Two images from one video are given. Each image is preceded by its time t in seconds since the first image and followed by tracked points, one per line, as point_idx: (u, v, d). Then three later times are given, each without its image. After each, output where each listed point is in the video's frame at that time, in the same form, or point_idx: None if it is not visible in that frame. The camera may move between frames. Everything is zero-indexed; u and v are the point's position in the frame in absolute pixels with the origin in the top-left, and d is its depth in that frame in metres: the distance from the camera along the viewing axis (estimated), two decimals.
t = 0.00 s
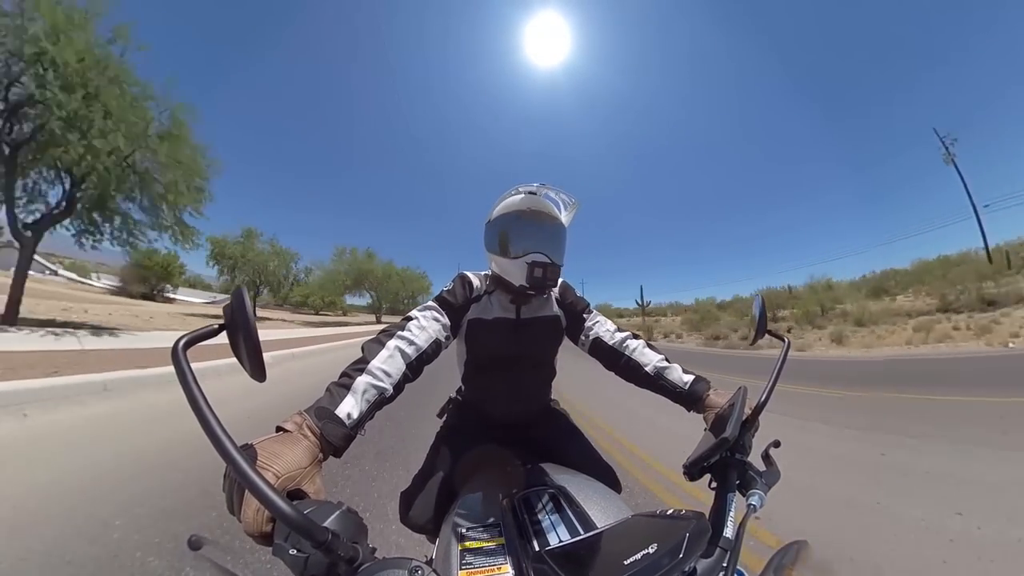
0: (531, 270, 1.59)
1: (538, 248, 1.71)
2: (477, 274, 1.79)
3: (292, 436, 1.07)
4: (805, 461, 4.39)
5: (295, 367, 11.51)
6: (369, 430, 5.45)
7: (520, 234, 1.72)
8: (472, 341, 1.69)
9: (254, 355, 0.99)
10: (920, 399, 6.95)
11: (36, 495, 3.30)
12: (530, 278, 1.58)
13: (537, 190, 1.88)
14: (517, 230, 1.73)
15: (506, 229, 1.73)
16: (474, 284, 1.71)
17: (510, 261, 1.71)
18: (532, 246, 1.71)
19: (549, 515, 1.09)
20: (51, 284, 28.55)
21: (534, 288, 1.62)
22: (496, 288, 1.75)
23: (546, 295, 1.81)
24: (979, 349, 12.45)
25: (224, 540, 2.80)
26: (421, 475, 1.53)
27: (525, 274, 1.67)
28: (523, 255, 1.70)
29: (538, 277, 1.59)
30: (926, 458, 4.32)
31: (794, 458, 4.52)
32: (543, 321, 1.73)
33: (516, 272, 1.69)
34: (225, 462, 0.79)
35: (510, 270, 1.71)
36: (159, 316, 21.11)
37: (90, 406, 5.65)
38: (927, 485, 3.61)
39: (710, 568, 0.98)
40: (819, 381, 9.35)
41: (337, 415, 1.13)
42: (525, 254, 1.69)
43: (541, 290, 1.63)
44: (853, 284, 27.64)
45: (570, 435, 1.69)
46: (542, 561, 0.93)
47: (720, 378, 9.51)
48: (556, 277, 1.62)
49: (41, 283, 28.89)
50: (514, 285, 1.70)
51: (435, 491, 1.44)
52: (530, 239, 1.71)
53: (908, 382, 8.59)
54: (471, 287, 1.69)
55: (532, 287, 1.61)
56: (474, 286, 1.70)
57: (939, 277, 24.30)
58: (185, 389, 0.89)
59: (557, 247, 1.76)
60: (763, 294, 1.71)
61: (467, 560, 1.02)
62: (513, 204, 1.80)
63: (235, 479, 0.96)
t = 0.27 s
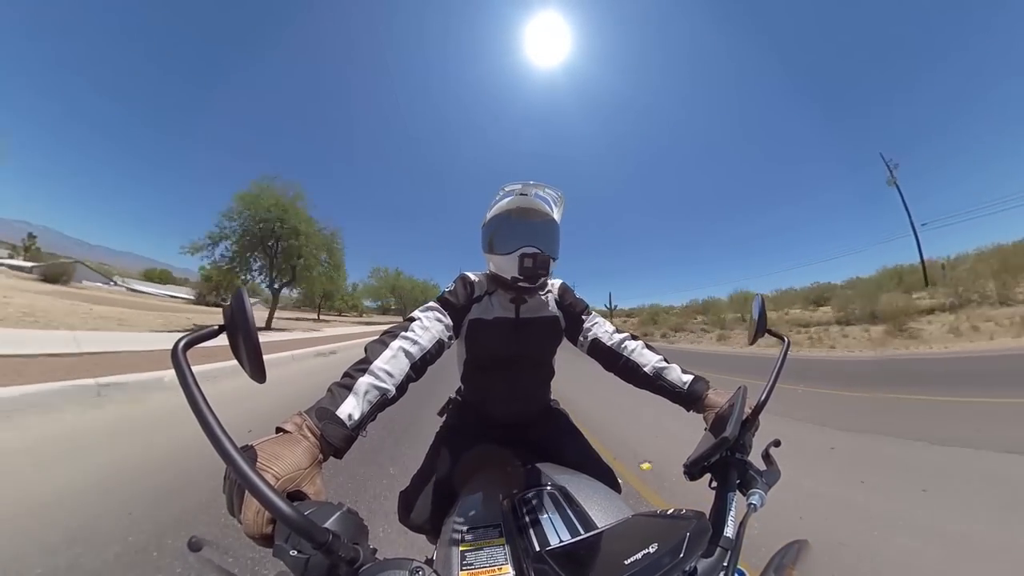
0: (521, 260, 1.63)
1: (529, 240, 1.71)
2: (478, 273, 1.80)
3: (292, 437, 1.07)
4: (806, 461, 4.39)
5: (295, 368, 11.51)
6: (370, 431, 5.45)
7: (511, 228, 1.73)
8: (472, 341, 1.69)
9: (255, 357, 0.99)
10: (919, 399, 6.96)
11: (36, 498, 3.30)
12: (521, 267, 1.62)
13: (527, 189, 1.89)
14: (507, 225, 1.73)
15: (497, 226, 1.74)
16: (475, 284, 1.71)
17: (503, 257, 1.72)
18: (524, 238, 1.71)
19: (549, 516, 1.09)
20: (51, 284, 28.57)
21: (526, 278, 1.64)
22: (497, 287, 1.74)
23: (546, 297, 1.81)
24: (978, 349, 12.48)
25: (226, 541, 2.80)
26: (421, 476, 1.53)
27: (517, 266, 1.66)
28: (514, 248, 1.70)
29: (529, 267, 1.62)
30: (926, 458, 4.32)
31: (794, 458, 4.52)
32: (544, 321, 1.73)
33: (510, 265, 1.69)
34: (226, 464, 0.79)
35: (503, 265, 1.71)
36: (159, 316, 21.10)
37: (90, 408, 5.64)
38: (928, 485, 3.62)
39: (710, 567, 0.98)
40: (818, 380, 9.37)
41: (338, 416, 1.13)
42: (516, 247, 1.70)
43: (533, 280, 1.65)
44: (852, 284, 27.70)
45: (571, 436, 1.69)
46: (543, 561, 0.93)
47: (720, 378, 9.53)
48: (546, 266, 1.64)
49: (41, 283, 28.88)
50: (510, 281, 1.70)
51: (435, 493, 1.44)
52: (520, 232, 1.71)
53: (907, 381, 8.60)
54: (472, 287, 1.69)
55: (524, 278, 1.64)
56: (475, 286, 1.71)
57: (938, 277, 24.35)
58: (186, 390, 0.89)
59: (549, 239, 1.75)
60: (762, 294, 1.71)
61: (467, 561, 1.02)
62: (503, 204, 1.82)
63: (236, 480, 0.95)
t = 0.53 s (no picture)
0: (505, 260, 1.67)
1: (511, 237, 1.71)
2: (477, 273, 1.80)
3: (292, 437, 1.07)
4: (806, 461, 4.39)
5: (296, 369, 11.53)
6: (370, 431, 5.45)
7: (492, 229, 1.74)
8: (473, 341, 1.69)
9: (255, 357, 0.99)
10: (920, 399, 6.96)
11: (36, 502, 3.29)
12: (506, 267, 1.66)
13: (509, 187, 1.88)
14: (489, 228, 1.75)
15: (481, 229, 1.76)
16: (476, 284, 1.71)
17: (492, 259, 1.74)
18: (508, 236, 1.71)
19: (549, 515, 1.09)
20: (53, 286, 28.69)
21: (513, 277, 1.68)
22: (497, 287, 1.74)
23: (547, 297, 1.80)
24: (978, 349, 12.49)
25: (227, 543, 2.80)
26: (421, 476, 1.53)
27: (503, 266, 1.68)
28: (497, 249, 1.72)
29: (513, 265, 1.66)
30: (926, 457, 4.33)
31: (794, 458, 4.52)
32: (544, 320, 1.72)
33: (497, 266, 1.71)
34: (226, 463, 0.79)
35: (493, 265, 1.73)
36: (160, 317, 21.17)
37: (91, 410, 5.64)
38: (928, 485, 3.62)
39: (711, 567, 0.97)
40: (819, 380, 9.37)
41: (338, 415, 1.13)
42: (499, 247, 1.71)
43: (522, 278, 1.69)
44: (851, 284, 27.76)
45: (572, 436, 1.69)
46: (543, 561, 0.93)
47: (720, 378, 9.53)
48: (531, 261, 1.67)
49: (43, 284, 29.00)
50: (503, 280, 1.70)
51: (436, 492, 1.44)
52: (502, 232, 1.72)
53: (907, 381, 8.61)
54: (473, 288, 1.70)
55: (512, 276, 1.67)
56: (476, 286, 1.71)
57: (937, 277, 24.41)
58: (186, 389, 0.89)
59: (535, 232, 1.74)
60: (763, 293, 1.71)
61: (468, 560, 1.02)
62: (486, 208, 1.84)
63: (236, 480, 0.95)
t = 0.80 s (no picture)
0: (505, 263, 1.67)
1: (511, 237, 1.71)
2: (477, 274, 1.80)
3: (291, 438, 1.06)
4: (805, 460, 4.40)
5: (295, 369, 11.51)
6: (369, 432, 5.45)
7: (494, 231, 1.73)
8: (472, 342, 1.69)
9: (254, 359, 0.99)
10: (918, 399, 6.98)
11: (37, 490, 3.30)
12: (507, 268, 1.66)
13: (510, 188, 1.89)
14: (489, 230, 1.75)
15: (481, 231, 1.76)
16: (475, 285, 1.71)
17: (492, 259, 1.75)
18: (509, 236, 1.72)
19: (550, 516, 1.09)
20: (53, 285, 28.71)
21: (515, 278, 1.68)
22: (497, 288, 1.74)
23: (547, 297, 1.80)
24: (979, 349, 12.51)
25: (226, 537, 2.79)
26: (421, 476, 1.53)
27: (503, 267, 1.68)
28: (498, 250, 1.72)
29: (514, 267, 1.66)
30: (925, 455, 4.34)
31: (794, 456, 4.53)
32: (544, 321, 1.72)
33: (497, 266, 1.71)
34: (225, 465, 0.79)
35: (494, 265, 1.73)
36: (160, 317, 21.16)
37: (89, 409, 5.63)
38: (927, 483, 3.63)
39: (711, 567, 0.97)
40: (819, 380, 9.37)
41: (338, 417, 1.13)
42: (499, 249, 1.71)
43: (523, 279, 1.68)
44: (852, 284, 27.77)
45: (572, 436, 1.69)
46: (544, 561, 0.93)
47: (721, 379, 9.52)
48: (532, 263, 1.67)
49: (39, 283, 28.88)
50: (503, 281, 1.71)
51: (435, 493, 1.44)
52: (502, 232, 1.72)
53: (908, 381, 8.61)
54: (473, 289, 1.70)
55: (513, 278, 1.68)
56: (475, 286, 1.71)
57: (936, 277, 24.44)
58: (185, 391, 0.89)
59: (535, 232, 1.74)
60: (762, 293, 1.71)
61: (469, 561, 1.02)
62: (487, 208, 1.83)
63: (235, 481, 0.95)
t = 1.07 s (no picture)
0: (510, 262, 1.67)
1: (517, 237, 1.71)
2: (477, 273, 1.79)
3: (291, 440, 1.06)
4: (807, 458, 4.40)
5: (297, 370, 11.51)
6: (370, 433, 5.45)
7: (498, 230, 1.73)
8: (471, 341, 1.69)
9: (254, 360, 0.99)
10: (920, 397, 6.98)
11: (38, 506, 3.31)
12: (511, 268, 1.67)
13: (516, 187, 1.87)
14: (494, 228, 1.74)
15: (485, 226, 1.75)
16: (474, 283, 1.71)
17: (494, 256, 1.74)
18: (513, 236, 1.72)
19: (551, 515, 1.09)
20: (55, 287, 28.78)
21: (518, 279, 1.69)
22: (497, 286, 1.74)
23: (546, 296, 1.80)
24: (979, 348, 12.52)
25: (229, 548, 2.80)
26: (421, 475, 1.53)
27: (507, 265, 1.69)
28: (501, 248, 1.72)
29: (519, 268, 1.66)
30: (927, 453, 4.34)
31: (795, 454, 4.53)
32: (543, 319, 1.72)
33: (501, 265, 1.71)
34: (226, 466, 0.79)
35: (496, 264, 1.73)
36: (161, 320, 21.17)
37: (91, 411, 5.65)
38: (929, 481, 3.63)
39: (712, 567, 0.97)
40: (820, 380, 9.37)
41: (338, 418, 1.13)
42: (503, 247, 1.71)
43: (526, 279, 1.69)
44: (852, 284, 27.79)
45: (573, 436, 1.69)
46: (546, 561, 0.93)
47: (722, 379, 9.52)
48: (536, 265, 1.68)
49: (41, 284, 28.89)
50: (504, 280, 1.71)
51: (436, 493, 1.44)
52: (507, 231, 1.72)
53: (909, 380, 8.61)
54: (472, 287, 1.70)
55: (515, 277, 1.68)
56: (474, 285, 1.71)
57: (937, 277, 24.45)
58: (185, 393, 0.89)
59: (539, 234, 1.75)
60: (763, 291, 1.71)
61: (471, 561, 1.02)
62: (492, 205, 1.82)
63: (235, 484, 0.95)
